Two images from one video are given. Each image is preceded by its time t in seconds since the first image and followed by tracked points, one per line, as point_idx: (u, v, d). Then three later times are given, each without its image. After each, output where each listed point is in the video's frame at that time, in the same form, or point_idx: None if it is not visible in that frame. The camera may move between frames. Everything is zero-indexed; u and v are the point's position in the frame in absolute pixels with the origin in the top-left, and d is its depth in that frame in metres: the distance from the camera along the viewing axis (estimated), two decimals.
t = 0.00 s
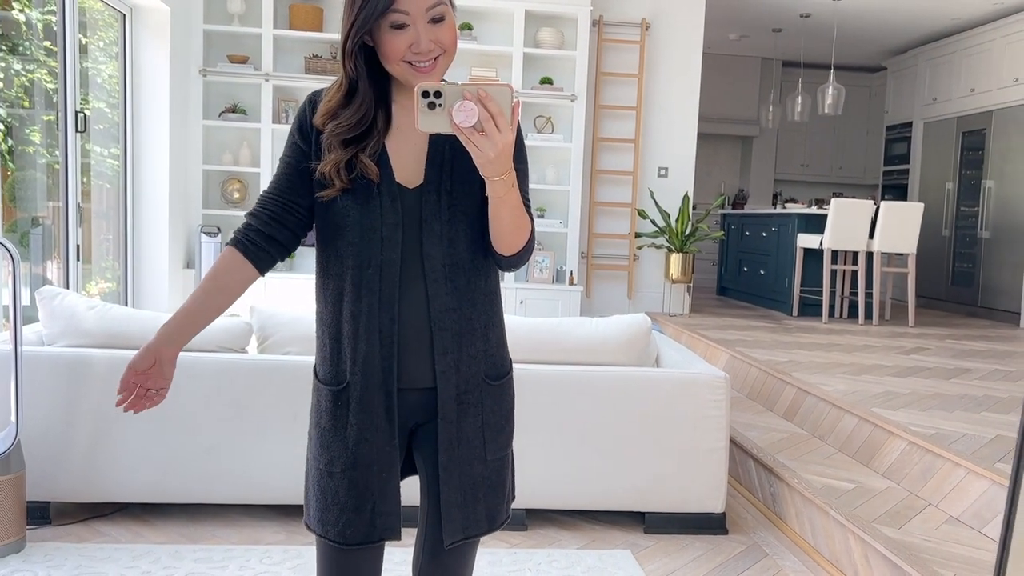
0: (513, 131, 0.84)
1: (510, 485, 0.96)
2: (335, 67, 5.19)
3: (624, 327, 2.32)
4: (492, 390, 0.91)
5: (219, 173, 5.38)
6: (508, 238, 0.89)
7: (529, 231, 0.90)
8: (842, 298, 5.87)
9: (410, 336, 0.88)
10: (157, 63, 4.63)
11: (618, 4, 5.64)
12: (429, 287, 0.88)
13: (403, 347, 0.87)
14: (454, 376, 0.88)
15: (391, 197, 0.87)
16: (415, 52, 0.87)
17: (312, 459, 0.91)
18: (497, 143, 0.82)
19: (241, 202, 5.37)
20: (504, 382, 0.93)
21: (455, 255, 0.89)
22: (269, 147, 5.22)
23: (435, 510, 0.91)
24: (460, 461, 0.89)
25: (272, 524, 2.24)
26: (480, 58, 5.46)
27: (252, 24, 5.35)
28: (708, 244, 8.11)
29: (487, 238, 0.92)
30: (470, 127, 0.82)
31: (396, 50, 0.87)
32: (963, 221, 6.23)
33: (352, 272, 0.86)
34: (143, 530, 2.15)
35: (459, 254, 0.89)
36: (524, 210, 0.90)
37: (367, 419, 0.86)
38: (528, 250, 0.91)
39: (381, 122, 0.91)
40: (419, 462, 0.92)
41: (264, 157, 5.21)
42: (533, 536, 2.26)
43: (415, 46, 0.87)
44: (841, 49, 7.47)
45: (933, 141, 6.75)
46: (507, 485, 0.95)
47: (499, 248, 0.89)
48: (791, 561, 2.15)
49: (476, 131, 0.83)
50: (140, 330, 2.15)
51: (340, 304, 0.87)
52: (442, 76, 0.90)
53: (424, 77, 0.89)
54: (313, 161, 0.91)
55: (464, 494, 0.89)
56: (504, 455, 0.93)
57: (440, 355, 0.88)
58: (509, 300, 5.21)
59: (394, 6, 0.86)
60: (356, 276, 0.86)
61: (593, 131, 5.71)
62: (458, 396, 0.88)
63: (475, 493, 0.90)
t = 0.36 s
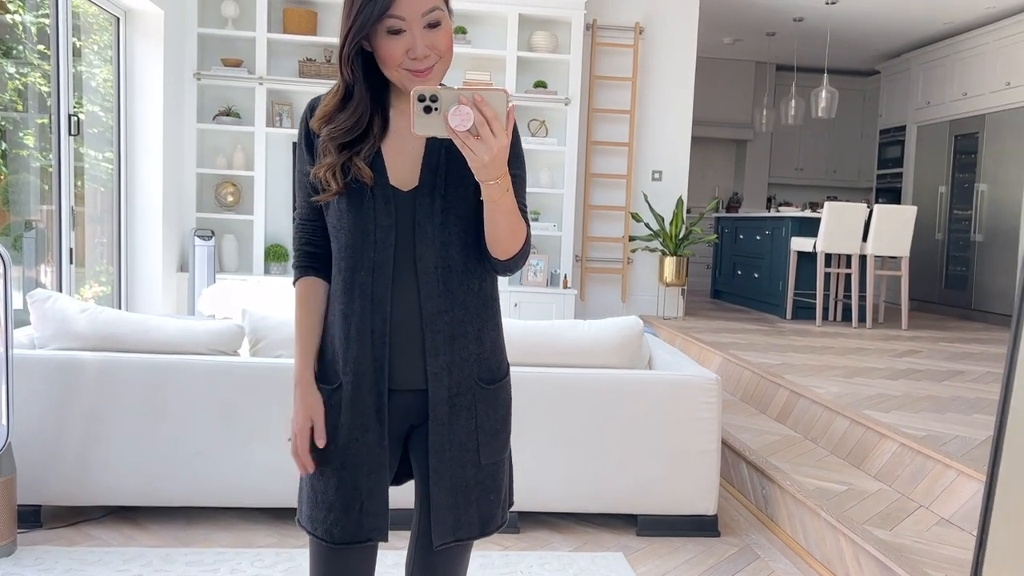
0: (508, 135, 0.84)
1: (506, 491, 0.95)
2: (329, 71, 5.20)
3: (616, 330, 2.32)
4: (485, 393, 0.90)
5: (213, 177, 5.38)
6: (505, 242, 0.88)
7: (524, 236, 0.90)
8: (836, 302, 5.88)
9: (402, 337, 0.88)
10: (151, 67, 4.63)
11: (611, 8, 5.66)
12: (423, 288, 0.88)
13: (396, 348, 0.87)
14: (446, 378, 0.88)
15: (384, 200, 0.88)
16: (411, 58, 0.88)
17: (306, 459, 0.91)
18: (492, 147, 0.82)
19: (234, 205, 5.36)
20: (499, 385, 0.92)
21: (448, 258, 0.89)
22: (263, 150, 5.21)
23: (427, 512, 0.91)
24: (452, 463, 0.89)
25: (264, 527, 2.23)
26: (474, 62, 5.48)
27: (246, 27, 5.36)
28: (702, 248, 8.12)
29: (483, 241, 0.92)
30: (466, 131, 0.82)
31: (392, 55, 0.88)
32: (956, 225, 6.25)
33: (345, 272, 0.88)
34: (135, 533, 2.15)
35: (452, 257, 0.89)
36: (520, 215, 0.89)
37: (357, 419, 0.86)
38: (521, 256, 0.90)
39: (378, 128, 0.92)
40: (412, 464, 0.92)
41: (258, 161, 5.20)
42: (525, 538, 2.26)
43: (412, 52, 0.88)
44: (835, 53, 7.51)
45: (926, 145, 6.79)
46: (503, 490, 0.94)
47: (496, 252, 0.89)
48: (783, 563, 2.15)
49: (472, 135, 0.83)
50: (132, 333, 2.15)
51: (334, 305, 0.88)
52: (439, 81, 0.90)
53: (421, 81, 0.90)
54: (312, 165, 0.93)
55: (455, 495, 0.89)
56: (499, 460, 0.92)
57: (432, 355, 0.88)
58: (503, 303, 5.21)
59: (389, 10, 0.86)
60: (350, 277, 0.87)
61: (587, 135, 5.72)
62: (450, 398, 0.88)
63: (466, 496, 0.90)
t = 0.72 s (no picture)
0: (505, 142, 0.81)
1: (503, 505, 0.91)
2: (321, 76, 5.19)
3: (606, 333, 2.31)
4: (472, 403, 0.87)
5: (203, 182, 5.35)
6: (506, 250, 0.85)
7: (528, 243, 0.87)
8: (828, 307, 5.88)
9: (385, 341, 0.87)
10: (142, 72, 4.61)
11: (603, 14, 5.67)
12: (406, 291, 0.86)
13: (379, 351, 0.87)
14: (428, 385, 0.85)
15: (373, 206, 0.89)
16: (400, 61, 0.87)
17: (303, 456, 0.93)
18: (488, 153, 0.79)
19: (224, 211, 5.34)
20: (490, 395, 0.88)
21: (432, 260, 0.86)
22: (253, 156, 5.19)
23: (415, 521, 0.89)
24: (434, 472, 0.86)
25: (250, 534, 2.21)
26: (466, 67, 5.48)
27: (237, 33, 5.35)
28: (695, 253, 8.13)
29: (476, 245, 0.89)
30: (461, 138, 0.80)
31: (381, 60, 0.88)
32: (948, 230, 6.26)
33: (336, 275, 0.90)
34: (118, 540, 2.11)
35: (437, 261, 0.86)
36: (522, 225, 0.86)
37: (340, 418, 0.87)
38: (526, 262, 0.88)
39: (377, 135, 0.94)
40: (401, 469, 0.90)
41: (248, 166, 5.17)
42: (514, 544, 2.24)
43: (399, 54, 0.87)
44: (826, 59, 7.54)
45: (918, 151, 6.81)
46: (497, 504, 0.90)
47: (498, 260, 0.86)
48: (773, 568, 2.13)
49: (468, 142, 0.80)
50: (117, 338, 2.13)
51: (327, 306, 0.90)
52: (432, 82, 0.89)
53: (414, 85, 0.88)
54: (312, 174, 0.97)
55: (439, 506, 0.86)
56: (490, 472, 0.88)
57: (415, 360, 0.86)
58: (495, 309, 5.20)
59: (372, 15, 0.86)
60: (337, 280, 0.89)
61: (579, 140, 5.72)
62: (434, 404, 0.86)
63: (452, 506, 0.86)
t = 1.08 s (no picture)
0: (501, 149, 0.83)
1: (481, 517, 0.90)
2: (319, 84, 5.21)
3: (605, 340, 2.31)
4: (446, 408, 0.86)
5: (201, 189, 5.36)
6: (508, 258, 0.87)
7: (529, 247, 0.88)
8: (825, 314, 5.90)
9: (372, 340, 0.91)
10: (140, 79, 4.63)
11: (600, 23, 5.70)
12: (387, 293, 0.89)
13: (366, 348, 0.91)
14: (401, 387, 0.86)
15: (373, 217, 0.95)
16: (396, 72, 0.90)
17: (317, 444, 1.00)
18: (484, 161, 0.81)
19: (222, 218, 5.34)
20: (467, 402, 0.88)
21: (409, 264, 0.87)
22: (252, 163, 5.19)
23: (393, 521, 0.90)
24: (406, 474, 0.86)
25: (250, 541, 2.20)
26: (464, 75, 5.50)
27: (235, 40, 5.36)
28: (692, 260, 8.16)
29: (462, 251, 0.89)
30: (459, 146, 0.82)
31: (378, 73, 0.91)
32: (943, 238, 6.29)
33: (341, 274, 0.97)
34: (117, 547, 2.10)
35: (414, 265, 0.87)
36: (522, 229, 0.88)
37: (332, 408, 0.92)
38: (529, 268, 0.89)
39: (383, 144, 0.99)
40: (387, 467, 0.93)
41: (247, 174, 5.18)
42: (514, 551, 2.24)
43: (394, 65, 0.89)
44: (822, 67, 7.59)
45: (913, 158, 6.85)
46: (473, 516, 0.89)
47: (503, 268, 0.88)
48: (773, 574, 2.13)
49: (465, 150, 0.82)
50: (116, 345, 2.12)
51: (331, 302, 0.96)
52: (429, 89, 0.92)
53: (412, 94, 0.92)
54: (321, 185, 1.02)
55: (409, 509, 0.86)
56: (464, 481, 0.88)
57: (391, 361, 0.87)
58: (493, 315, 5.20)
59: (364, 30, 0.89)
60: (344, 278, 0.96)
61: (576, 147, 5.75)
62: (409, 407, 0.86)
63: (423, 510, 0.86)
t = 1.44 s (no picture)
0: (490, 155, 0.87)
1: (453, 498, 0.96)
2: (322, 92, 5.27)
3: (610, 342, 2.35)
4: (417, 387, 0.93)
5: (206, 196, 5.41)
6: (500, 256, 0.93)
7: (518, 245, 0.95)
8: (823, 319, 5.96)
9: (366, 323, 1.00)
10: (146, 87, 4.68)
11: (600, 32, 5.78)
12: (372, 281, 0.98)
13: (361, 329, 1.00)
14: (376, 366, 0.94)
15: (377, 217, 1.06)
16: (393, 92, 0.96)
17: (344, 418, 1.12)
18: (475, 166, 0.85)
19: (227, 224, 5.40)
20: (437, 384, 0.94)
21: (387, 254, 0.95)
22: (256, 169, 5.24)
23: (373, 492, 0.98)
24: (376, 447, 0.94)
25: (262, 541, 2.23)
26: (466, 82, 5.57)
27: (240, 48, 5.42)
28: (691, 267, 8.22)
29: (443, 244, 0.96)
30: (452, 151, 0.86)
31: (377, 94, 0.97)
32: (940, 244, 6.34)
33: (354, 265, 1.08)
34: (132, 546, 2.14)
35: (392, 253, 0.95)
36: (511, 227, 0.93)
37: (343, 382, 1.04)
38: (520, 263, 0.96)
39: (387, 155, 1.05)
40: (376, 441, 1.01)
41: (252, 180, 5.22)
42: (522, 550, 2.28)
43: (391, 86, 0.96)
44: (818, 75, 7.67)
45: (909, 165, 6.93)
46: (442, 496, 0.95)
47: (496, 265, 0.94)
48: (776, 571, 2.17)
49: (457, 155, 0.86)
50: (132, 347, 2.16)
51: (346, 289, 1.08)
52: (426, 104, 0.99)
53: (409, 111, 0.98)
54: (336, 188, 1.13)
55: (377, 480, 0.93)
56: (433, 461, 0.94)
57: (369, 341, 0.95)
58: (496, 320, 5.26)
59: (360, 57, 0.95)
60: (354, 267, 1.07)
61: (577, 154, 5.81)
62: (382, 385, 0.94)
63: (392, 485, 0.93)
